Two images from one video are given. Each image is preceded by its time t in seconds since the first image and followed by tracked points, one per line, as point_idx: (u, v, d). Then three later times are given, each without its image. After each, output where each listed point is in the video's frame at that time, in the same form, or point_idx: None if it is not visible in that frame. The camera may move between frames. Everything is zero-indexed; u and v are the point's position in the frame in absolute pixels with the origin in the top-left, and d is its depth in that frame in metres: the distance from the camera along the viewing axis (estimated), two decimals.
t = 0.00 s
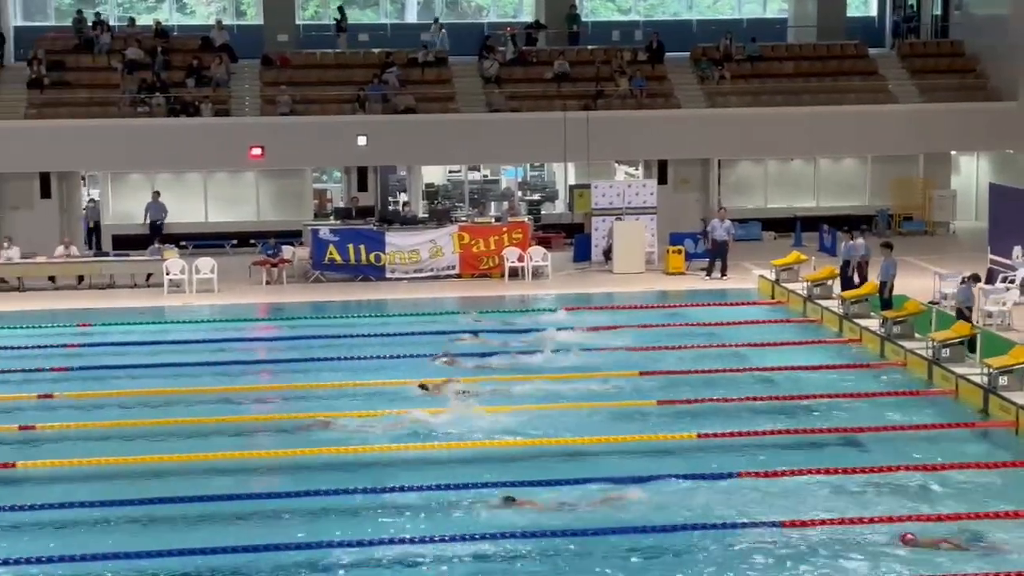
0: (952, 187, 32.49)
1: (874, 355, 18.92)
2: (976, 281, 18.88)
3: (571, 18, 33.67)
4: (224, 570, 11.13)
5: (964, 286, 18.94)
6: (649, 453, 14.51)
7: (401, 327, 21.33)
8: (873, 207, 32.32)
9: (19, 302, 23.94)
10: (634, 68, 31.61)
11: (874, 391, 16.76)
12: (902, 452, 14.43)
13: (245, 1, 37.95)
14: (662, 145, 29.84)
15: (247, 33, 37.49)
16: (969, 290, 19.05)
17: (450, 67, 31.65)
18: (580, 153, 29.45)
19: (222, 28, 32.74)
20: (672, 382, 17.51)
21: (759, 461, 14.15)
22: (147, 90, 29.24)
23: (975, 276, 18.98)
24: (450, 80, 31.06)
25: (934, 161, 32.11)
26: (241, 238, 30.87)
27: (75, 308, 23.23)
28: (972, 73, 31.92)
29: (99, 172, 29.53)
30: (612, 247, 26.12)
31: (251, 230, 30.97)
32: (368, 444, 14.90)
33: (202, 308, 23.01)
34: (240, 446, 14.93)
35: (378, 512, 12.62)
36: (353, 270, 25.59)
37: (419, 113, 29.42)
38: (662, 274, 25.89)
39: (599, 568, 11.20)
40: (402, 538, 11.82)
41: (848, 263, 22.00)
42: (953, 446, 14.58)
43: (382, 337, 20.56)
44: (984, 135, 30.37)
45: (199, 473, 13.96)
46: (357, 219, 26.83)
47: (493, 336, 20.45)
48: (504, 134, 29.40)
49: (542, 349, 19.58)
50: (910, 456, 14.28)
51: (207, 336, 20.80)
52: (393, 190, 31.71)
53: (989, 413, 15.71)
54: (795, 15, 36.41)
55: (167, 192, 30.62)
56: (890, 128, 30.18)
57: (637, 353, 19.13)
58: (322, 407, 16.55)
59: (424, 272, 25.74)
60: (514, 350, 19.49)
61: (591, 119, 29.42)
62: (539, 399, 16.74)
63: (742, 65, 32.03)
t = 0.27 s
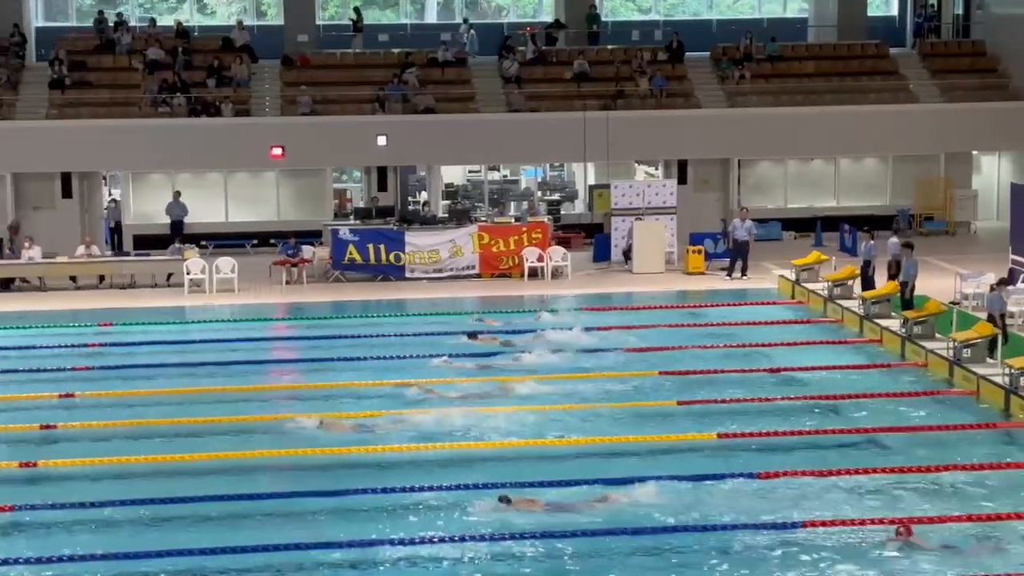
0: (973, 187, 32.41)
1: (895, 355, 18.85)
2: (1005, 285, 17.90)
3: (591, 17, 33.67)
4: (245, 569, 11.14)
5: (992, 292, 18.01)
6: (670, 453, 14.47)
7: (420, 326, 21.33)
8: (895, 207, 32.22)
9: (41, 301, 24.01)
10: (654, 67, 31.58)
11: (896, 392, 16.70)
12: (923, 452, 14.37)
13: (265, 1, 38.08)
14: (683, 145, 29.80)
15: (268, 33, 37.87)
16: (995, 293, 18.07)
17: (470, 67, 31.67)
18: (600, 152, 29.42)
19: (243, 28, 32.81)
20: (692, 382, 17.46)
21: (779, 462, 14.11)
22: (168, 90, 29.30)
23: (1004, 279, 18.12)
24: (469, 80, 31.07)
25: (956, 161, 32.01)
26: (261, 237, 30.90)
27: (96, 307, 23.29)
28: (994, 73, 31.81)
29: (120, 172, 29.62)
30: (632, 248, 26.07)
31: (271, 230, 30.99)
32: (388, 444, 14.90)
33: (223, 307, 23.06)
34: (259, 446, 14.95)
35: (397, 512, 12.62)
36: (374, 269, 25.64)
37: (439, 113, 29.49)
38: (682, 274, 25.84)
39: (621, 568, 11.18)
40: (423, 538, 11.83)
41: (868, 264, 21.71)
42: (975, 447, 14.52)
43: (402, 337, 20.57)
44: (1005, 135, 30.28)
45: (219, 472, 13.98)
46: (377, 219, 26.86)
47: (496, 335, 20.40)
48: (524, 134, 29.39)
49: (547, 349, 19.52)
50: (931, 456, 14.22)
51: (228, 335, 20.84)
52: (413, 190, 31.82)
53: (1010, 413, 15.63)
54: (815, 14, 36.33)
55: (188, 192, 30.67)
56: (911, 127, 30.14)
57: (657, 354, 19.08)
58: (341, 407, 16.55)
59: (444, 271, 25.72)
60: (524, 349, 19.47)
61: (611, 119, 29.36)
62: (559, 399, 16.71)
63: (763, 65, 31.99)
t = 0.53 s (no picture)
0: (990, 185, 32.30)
1: (912, 354, 18.80)
2: None
3: (607, 15, 33.68)
4: (263, 567, 11.15)
5: None
6: (686, 452, 14.46)
7: (437, 324, 21.35)
8: (912, 205, 32.13)
9: (58, 299, 24.07)
10: (670, 65, 31.54)
11: (912, 390, 16.66)
12: (941, 451, 14.33)
13: None
14: (699, 144, 29.79)
15: (284, 31, 37.89)
16: None
17: (486, 65, 31.68)
18: (615, 150, 29.42)
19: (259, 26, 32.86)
20: (708, 381, 17.44)
21: (796, 460, 14.09)
22: (184, 89, 29.35)
23: None
24: (485, 78, 31.07)
25: (973, 160, 31.88)
26: (277, 235, 30.95)
27: (113, 305, 23.36)
28: (1011, 71, 31.71)
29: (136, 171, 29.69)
30: (648, 246, 26.04)
31: (287, 228, 31.04)
32: (404, 442, 14.91)
33: (240, 305, 23.11)
34: (276, 444, 14.97)
35: (414, 510, 12.63)
36: (389, 268, 25.66)
37: (455, 111, 29.48)
38: (699, 272, 25.80)
39: (639, 566, 11.16)
40: (440, 536, 11.83)
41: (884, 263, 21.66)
42: (993, 446, 14.47)
43: (417, 335, 20.59)
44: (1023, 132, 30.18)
45: (237, 470, 14.01)
46: (393, 217, 26.89)
47: (510, 334, 20.41)
48: (539, 132, 29.41)
49: (562, 346, 19.51)
50: (948, 455, 14.18)
51: (244, 333, 20.89)
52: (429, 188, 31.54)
53: None
54: (832, 12, 36.27)
55: (204, 190, 30.71)
56: (927, 125, 30.12)
57: (673, 353, 19.06)
58: (358, 405, 16.58)
59: (460, 270, 25.74)
60: (540, 347, 19.47)
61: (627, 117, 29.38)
62: (575, 397, 16.71)
63: (779, 63, 31.95)
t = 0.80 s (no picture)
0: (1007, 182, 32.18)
1: (927, 351, 18.73)
2: None
3: (621, 13, 33.65)
4: (278, 564, 11.15)
5: None
6: (699, 449, 14.42)
7: (451, 322, 21.36)
8: (928, 203, 32.02)
9: (74, 297, 24.12)
10: (685, 62, 31.49)
11: (927, 388, 16.59)
12: (956, 448, 14.26)
13: None
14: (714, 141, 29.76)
15: (298, 28, 37.86)
16: None
17: (500, 62, 31.66)
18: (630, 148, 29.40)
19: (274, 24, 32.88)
20: (722, 378, 17.39)
21: (810, 458, 14.04)
22: (200, 86, 29.38)
23: None
24: (500, 75, 31.03)
25: (989, 156, 31.76)
26: (292, 233, 31.05)
27: (128, 303, 23.40)
28: None
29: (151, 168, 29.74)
30: (662, 244, 25.99)
31: (301, 226, 31.15)
32: (417, 439, 14.90)
33: (254, 302, 23.14)
34: (289, 440, 14.98)
35: (427, 506, 12.61)
36: (404, 265, 25.66)
37: (469, 109, 29.44)
38: (713, 270, 25.76)
39: (652, 563, 11.13)
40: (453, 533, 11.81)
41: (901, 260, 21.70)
42: (1008, 443, 14.39)
43: (431, 332, 20.59)
44: None
45: (250, 467, 14.01)
46: (408, 215, 26.88)
47: (523, 331, 20.41)
48: (554, 130, 29.38)
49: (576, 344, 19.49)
50: (964, 452, 14.11)
51: (259, 330, 20.91)
52: (444, 186, 31.94)
53: None
54: (847, 9, 36.17)
55: (219, 187, 30.74)
56: (943, 122, 30.02)
57: (687, 350, 19.02)
58: (371, 402, 16.58)
59: (474, 267, 25.72)
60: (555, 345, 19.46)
61: (642, 114, 29.36)
62: (589, 394, 16.68)
63: (795, 60, 31.85)
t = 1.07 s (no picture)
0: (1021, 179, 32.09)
1: (941, 349, 18.68)
2: None
3: (634, 10, 33.62)
4: (292, 561, 11.16)
5: None
6: (713, 447, 14.39)
7: (465, 319, 21.37)
8: (942, 200, 31.95)
9: (88, 294, 24.18)
10: (698, 59, 31.44)
11: (942, 386, 16.55)
12: (971, 447, 14.22)
13: None
14: (727, 138, 29.74)
15: (312, 26, 37.80)
16: None
17: (513, 59, 31.66)
18: (643, 145, 29.38)
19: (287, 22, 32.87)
20: (735, 376, 17.37)
21: (824, 456, 14.01)
22: (213, 84, 29.42)
23: None
24: (513, 72, 31.02)
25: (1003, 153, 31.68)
26: (305, 230, 31.12)
27: (142, 300, 23.44)
28: None
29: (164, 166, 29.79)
30: (675, 241, 25.96)
31: (314, 223, 31.19)
32: (430, 436, 14.90)
33: (267, 300, 23.16)
34: (303, 438, 14.99)
35: (441, 503, 12.62)
36: (417, 262, 25.69)
37: (483, 106, 29.37)
38: (726, 267, 25.73)
39: (666, 560, 11.11)
40: (467, 530, 11.80)
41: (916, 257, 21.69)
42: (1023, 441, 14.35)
43: (445, 330, 20.60)
44: None
45: (263, 464, 14.03)
46: (421, 212, 26.89)
47: (541, 328, 20.41)
48: (567, 127, 29.37)
49: (589, 341, 19.48)
50: (978, 450, 14.07)
51: (272, 327, 20.95)
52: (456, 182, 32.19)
53: None
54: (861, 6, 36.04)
55: (232, 185, 30.79)
56: (957, 119, 29.95)
57: (699, 348, 19.00)
58: (385, 399, 16.59)
59: (487, 264, 25.73)
60: (569, 343, 19.46)
61: (656, 111, 29.36)
62: (602, 392, 16.67)
63: (808, 57, 31.77)
